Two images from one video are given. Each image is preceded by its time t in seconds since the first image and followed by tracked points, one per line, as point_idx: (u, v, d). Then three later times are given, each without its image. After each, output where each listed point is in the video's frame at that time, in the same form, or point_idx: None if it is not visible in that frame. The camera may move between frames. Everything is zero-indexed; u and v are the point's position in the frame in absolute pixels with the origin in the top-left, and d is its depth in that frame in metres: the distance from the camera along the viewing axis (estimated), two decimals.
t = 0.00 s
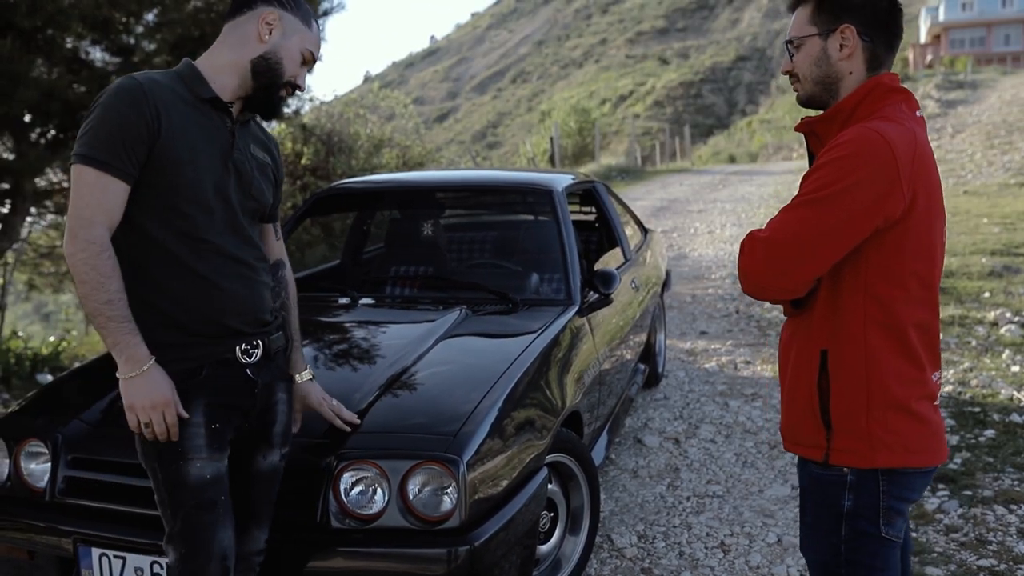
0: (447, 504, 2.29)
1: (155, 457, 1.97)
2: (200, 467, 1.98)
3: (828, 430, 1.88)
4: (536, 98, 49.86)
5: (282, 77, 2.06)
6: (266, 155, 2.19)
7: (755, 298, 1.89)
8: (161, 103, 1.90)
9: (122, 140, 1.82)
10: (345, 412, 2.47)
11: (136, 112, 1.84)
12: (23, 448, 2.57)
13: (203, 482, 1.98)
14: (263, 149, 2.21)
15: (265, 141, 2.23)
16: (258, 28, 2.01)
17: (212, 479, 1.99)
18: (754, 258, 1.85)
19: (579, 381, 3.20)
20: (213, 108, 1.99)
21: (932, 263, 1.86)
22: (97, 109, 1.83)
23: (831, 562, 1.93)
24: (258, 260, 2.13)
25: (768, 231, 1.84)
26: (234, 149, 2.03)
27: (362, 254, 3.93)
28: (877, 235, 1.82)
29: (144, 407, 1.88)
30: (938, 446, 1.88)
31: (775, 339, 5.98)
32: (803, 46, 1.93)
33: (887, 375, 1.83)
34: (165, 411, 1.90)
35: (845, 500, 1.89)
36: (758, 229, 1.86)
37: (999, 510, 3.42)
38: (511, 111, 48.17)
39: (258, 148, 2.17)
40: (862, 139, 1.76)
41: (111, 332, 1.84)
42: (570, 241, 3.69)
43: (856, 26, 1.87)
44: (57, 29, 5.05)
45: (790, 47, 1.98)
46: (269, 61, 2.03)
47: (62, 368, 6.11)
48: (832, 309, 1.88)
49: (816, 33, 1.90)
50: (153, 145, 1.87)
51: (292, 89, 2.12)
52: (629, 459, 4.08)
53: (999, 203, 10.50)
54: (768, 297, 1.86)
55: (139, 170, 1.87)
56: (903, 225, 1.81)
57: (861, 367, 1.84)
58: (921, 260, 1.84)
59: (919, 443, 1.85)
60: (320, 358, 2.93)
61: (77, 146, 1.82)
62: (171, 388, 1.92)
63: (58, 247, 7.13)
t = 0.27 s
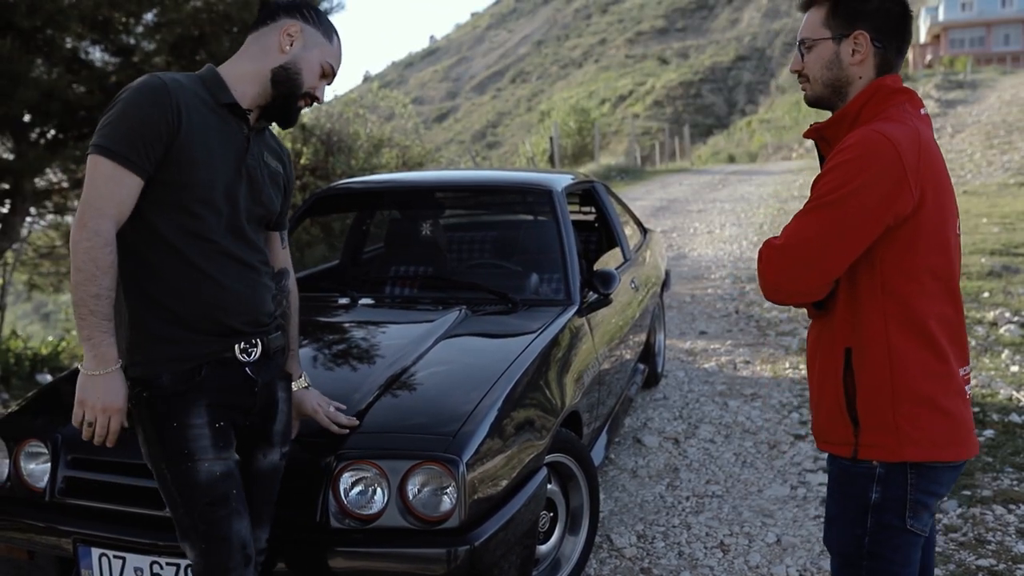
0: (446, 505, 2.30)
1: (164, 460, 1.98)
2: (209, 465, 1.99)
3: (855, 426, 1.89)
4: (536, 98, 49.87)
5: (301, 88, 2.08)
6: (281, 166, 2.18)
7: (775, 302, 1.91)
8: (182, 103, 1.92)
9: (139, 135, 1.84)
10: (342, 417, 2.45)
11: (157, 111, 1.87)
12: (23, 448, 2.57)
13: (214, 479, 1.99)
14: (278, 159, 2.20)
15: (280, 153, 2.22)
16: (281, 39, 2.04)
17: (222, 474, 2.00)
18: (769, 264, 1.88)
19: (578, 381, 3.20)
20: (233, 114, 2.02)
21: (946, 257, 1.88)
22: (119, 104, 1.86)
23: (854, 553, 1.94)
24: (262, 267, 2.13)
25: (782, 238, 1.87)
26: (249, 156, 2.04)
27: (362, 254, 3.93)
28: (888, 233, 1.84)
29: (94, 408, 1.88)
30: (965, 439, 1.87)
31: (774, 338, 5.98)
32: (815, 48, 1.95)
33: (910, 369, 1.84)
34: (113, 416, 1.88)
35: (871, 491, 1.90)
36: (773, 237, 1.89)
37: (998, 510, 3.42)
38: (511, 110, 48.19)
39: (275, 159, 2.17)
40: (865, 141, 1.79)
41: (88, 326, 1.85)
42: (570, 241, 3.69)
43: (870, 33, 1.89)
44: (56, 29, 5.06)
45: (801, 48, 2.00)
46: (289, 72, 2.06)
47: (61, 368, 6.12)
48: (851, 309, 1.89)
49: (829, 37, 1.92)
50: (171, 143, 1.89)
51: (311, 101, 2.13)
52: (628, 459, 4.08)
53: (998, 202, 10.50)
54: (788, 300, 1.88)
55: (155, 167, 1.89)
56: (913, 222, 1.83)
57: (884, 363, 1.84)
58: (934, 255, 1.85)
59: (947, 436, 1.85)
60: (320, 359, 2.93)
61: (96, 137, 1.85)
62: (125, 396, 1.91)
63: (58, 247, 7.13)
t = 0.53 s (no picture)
0: (445, 505, 2.30)
1: (168, 457, 1.99)
2: (213, 461, 1.99)
3: (875, 421, 1.89)
4: (536, 98, 49.87)
5: (303, 92, 2.07)
6: (282, 167, 2.18)
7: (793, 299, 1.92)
8: (186, 102, 1.92)
9: (144, 132, 1.85)
10: (340, 417, 2.45)
11: (162, 108, 1.87)
12: (22, 447, 2.57)
13: (219, 475, 2.00)
14: (280, 162, 2.19)
15: (283, 156, 2.21)
16: (284, 42, 2.03)
17: (226, 470, 2.00)
18: (788, 260, 1.90)
19: (577, 380, 3.20)
20: (235, 114, 2.02)
21: (962, 252, 1.90)
22: (125, 100, 1.86)
23: (870, 547, 1.94)
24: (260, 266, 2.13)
25: (802, 233, 1.88)
26: (251, 156, 2.04)
27: (362, 254, 3.94)
28: (906, 227, 1.85)
29: (120, 397, 1.88)
30: (985, 432, 1.88)
31: (773, 339, 5.98)
32: (831, 47, 1.96)
33: (929, 363, 1.84)
34: (141, 404, 1.89)
35: (891, 486, 1.90)
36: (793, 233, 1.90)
37: (997, 510, 3.42)
38: (511, 110, 48.19)
39: (277, 159, 2.16)
40: (883, 136, 1.81)
41: (105, 317, 1.85)
42: (569, 241, 3.68)
43: (887, 37, 1.91)
44: (56, 29, 5.07)
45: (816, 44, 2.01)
46: (291, 75, 2.05)
47: (61, 368, 6.12)
48: (869, 304, 1.90)
49: (847, 37, 1.94)
50: (175, 141, 1.90)
51: (312, 105, 2.12)
52: (628, 458, 4.08)
53: (998, 202, 10.49)
54: (806, 296, 1.89)
55: (158, 163, 1.89)
56: (930, 217, 1.85)
57: (902, 357, 1.85)
58: (951, 249, 1.87)
59: (965, 430, 1.86)
60: (319, 358, 2.93)
61: (101, 133, 1.85)
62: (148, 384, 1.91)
63: (58, 246, 7.12)
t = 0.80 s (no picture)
0: (443, 503, 2.29)
1: (155, 459, 1.98)
2: (198, 470, 1.99)
3: (872, 417, 1.89)
4: (536, 97, 49.86)
5: (296, 83, 2.07)
6: (277, 162, 2.17)
7: (793, 292, 1.93)
8: (186, 103, 1.93)
9: (148, 135, 1.85)
10: (337, 416, 2.46)
11: (164, 111, 1.88)
12: (20, 446, 2.57)
13: (202, 485, 1.99)
14: (276, 158, 2.19)
15: (278, 150, 2.22)
16: (273, 34, 2.03)
17: (209, 479, 2.00)
18: (789, 253, 1.90)
19: (576, 379, 3.20)
20: (231, 112, 2.03)
21: (963, 252, 1.91)
22: (126, 103, 1.87)
23: (870, 545, 1.95)
24: (262, 264, 2.14)
25: (805, 226, 1.89)
26: (249, 151, 2.05)
27: (361, 253, 3.94)
28: (908, 225, 1.87)
29: (160, 398, 1.90)
30: (978, 432, 1.89)
31: (772, 337, 5.98)
32: (837, 48, 1.97)
33: (927, 361, 1.86)
34: (180, 402, 1.92)
35: (888, 484, 1.91)
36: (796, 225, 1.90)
37: (996, 509, 3.42)
38: (511, 110, 48.18)
39: (270, 153, 2.15)
40: (892, 133, 1.82)
41: (132, 322, 1.86)
42: (568, 240, 3.69)
43: (893, 37, 1.92)
44: (56, 29, 5.09)
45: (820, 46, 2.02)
46: (283, 67, 2.05)
47: (60, 367, 6.13)
48: (869, 300, 1.91)
49: (852, 38, 1.94)
50: (176, 142, 1.91)
51: (307, 94, 2.12)
52: (626, 457, 4.09)
53: (997, 201, 10.49)
54: (809, 289, 1.90)
55: (162, 166, 1.90)
56: (933, 216, 1.86)
57: (901, 354, 1.86)
58: (952, 249, 1.89)
59: (960, 429, 1.87)
60: (317, 358, 2.93)
61: (103, 139, 1.86)
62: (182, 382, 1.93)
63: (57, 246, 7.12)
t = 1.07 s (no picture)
0: (440, 502, 2.30)
1: (150, 460, 1.98)
2: (192, 473, 1.98)
3: (862, 413, 1.90)
4: (535, 97, 49.87)
5: (284, 54, 2.07)
6: (279, 157, 2.18)
7: (789, 282, 1.93)
8: (178, 102, 1.93)
9: (142, 137, 1.86)
10: (339, 408, 2.48)
11: (158, 111, 1.88)
12: (19, 445, 2.57)
13: (197, 488, 1.99)
14: (278, 154, 2.20)
15: (280, 144, 2.23)
16: (244, 17, 2.03)
17: (203, 483, 1.99)
18: (789, 243, 1.90)
19: (574, 378, 3.21)
20: (228, 107, 2.03)
21: (959, 253, 1.93)
22: (120, 104, 1.87)
23: (869, 543, 1.95)
24: (264, 261, 2.14)
25: (805, 219, 1.89)
26: (247, 147, 2.06)
27: (360, 252, 3.95)
28: (908, 224, 1.87)
29: (142, 402, 1.88)
30: (968, 431, 1.90)
31: (770, 337, 5.99)
32: (843, 44, 1.97)
33: (921, 360, 1.87)
34: (164, 407, 1.90)
35: (882, 483, 1.91)
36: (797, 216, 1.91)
37: (992, 508, 3.43)
38: (510, 109, 48.19)
39: (274, 149, 2.16)
40: (899, 130, 1.82)
41: (118, 324, 1.86)
42: (566, 239, 3.69)
43: (899, 35, 1.92)
44: (55, 27, 5.09)
45: (825, 41, 2.02)
46: (266, 43, 2.05)
47: (59, 366, 6.14)
48: (864, 296, 1.91)
49: (859, 35, 1.95)
50: (170, 143, 1.91)
51: (303, 59, 2.12)
52: (624, 456, 4.09)
53: (995, 201, 10.51)
54: (808, 282, 1.91)
55: (156, 167, 1.90)
56: (931, 216, 1.87)
57: (896, 352, 1.87)
58: (950, 249, 1.90)
59: (952, 428, 1.87)
60: (315, 357, 2.93)
61: (97, 142, 1.86)
62: (169, 387, 1.91)
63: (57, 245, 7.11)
